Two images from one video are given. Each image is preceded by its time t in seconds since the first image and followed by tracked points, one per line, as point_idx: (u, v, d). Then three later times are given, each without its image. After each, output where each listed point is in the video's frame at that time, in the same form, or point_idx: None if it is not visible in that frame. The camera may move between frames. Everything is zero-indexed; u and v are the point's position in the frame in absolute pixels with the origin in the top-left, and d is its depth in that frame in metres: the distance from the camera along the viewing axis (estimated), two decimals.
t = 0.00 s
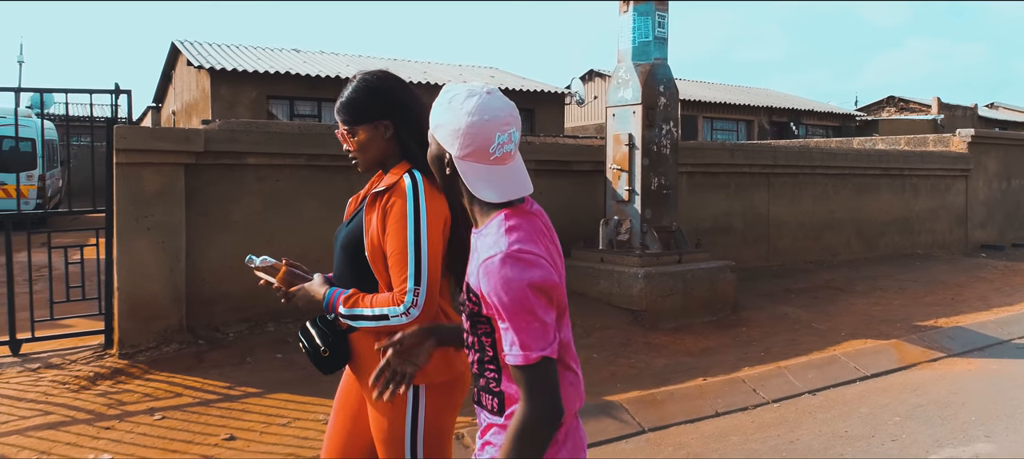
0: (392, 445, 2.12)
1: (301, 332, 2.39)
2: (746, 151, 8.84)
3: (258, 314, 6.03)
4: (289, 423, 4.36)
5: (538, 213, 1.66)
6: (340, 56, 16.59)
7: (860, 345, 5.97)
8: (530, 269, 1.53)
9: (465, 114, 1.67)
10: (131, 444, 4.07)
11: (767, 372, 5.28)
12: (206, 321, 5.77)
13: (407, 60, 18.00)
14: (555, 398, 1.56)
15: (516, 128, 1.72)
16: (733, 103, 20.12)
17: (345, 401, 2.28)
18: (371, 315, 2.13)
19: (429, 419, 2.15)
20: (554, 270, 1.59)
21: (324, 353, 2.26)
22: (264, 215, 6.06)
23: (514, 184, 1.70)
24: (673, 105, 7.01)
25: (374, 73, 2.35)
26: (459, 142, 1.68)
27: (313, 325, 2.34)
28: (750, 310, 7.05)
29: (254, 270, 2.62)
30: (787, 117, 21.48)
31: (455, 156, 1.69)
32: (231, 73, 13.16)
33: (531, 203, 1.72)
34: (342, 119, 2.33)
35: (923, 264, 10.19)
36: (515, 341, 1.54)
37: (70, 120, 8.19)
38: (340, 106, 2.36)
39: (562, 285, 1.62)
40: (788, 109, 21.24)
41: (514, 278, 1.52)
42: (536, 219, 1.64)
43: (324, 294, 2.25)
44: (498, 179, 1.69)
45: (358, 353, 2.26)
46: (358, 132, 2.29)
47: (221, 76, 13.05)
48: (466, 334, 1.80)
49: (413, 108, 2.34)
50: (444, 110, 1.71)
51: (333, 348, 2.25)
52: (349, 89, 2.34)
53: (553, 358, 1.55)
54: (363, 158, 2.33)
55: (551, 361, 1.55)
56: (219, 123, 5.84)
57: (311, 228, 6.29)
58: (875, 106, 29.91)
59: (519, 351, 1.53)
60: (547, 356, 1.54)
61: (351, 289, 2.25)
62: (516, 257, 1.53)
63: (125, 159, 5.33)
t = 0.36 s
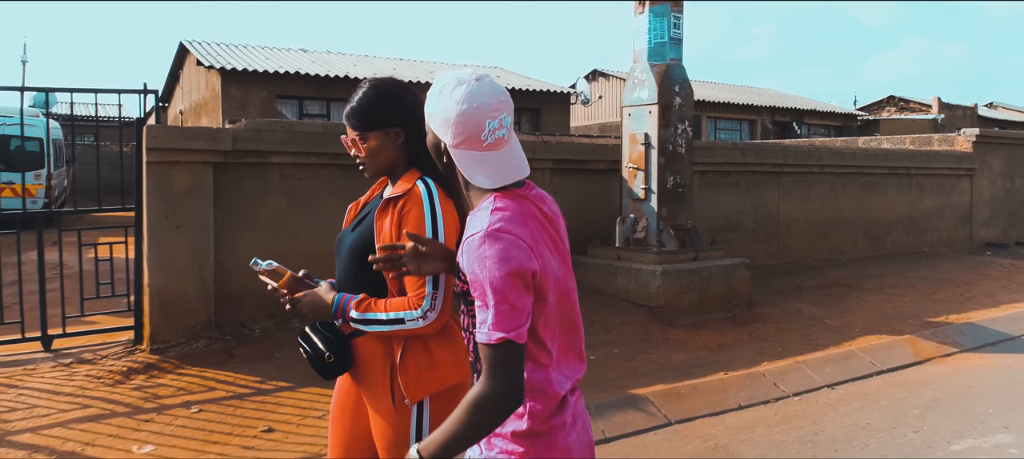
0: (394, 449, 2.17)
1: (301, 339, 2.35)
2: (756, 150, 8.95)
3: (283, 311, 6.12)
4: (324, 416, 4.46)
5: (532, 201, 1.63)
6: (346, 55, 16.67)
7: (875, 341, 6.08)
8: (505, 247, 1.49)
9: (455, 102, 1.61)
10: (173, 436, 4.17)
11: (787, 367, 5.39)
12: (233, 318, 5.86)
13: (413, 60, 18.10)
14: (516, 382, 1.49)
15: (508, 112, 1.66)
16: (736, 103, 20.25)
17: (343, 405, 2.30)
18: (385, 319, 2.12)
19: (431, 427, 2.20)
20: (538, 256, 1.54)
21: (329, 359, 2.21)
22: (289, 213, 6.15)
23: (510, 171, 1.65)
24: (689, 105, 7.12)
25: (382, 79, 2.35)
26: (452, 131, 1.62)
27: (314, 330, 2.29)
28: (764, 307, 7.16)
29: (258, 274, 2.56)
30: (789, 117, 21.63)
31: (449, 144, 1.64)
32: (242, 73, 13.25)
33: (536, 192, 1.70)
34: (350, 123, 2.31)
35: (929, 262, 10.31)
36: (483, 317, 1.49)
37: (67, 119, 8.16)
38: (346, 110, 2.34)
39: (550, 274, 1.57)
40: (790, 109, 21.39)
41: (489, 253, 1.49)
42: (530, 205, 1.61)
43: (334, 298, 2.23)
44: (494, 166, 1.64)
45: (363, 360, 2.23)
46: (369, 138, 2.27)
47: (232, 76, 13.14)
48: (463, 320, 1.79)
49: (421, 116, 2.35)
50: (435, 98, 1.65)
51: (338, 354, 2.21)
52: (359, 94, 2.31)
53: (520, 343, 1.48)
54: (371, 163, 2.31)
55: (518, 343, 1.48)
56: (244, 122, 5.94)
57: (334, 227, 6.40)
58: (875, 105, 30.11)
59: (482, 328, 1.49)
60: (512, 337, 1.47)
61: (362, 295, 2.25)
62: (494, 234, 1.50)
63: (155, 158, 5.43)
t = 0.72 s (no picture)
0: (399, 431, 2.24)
1: (313, 328, 2.37)
2: (769, 150, 9.05)
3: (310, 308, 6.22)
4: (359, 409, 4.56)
5: (533, 221, 1.71)
6: (356, 55, 16.76)
7: (892, 337, 6.18)
8: (508, 263, 1.58)
9: (446, 129, 1.70)
10: (215, 429, 4.28)
11: (808, 362, 5.49)
12: (262, 315, 5.96)
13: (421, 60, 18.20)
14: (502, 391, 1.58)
15: (497, 133, 1.74)
16: (743, 102, 20.35)
17: (354, 386, 2.42)
18: (404, 305, 2.19)
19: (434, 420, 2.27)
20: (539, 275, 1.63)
21: (348, 347, 2.27)
22: (315, 212, 6.24)
23: (505, 189, 1.74)
24: (707, 105, 7.20)
25: (390, 71, 2.43)
26: (445, 157, 1.71)
27: (328, 320, 2.32)
28: (781, 304, 7.27)
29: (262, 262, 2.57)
30: (795, 117, 21.75)
31: (444, 170, 1.73)
32: (256, 74, 13.35)
33: (537, 212, 1.79)
34: (360, 112, 2.38)
35: (940, 260, 10.41)
36: (477, 325, 1.58)
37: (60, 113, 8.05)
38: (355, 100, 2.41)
39: (548, 293, 1.67)
40: (796, 109, 21.52)
41: (491, 266, 1.58)
42: (533, 224, 1.70)
43: (349, 285, 2.28)
44: (488, 187, 1.73)
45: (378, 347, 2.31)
46: (379, 126, 2.34)
47: (246, 76, 13.24)
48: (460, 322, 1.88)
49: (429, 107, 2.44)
50: (428, 128, 1.75)
51: (355, 342, 2.27)
52: (368, 84, 2.38)
53: (512, 356, 1.58)
54: (381, 152, 2.38)
55: (509, 356, 1.57)
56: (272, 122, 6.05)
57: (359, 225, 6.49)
58: (878, 105, 30.24)
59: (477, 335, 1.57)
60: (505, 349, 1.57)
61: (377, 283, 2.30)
62: (500, 249, 1.59)
63: (188, 157, 5.53)
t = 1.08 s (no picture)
0: (410, 418, 2.12)
1: (343, 324, 2.38)
2: (787, 148, 9.12)
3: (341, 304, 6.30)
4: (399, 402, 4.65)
5: (557, 222, 1.77)
6: (369, 55, 16.85)
7: (916, 333, 6.26)
8: (526, 259, 1.65)
9: (481, 123, 1.78)
10: (261, 420, 4.38)
11: (836, 357, 5.58)
12: (295, 310, 6.05)
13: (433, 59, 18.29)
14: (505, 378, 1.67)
15: (529, 132, 1.82)
16: (753, 101, 20.40)
17: (388, 381, 2.34)
18: (435, 297, 2.10)
19: (449, 414, 2.14)
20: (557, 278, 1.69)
21: (375, 340, 2.24)
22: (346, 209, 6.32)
23: (531, 187, 1.82)
24: (728, 104, 7.28)
25: (409, 65, 2.43)
26: (478, 150, 1.79)
27: (356, 313, 2.32)
28: (803, 300, 7.35)
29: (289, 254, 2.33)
30: (804, 116, 21.81)
31: (475, 163, 1.80)
32: (272, 73, 13.45)
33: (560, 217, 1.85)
34: (381, 107, 2.38)
35: (955, 258, 10.49)
36: (488, 312, 1.67)
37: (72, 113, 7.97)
38: (376, 95, 2.41)
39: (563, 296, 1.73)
40: (805, 108, 21.58)
41: (510, 261, 1.65)
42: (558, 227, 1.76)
43: (378, 279, 2.21)
44: (516, 182, 1.80)
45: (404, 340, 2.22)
46: (402, 119, 2.34)
47: (263, 76, 13.35)
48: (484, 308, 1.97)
49: (450, 101, 2.44)
50: (460, 121, 1.82)
51: (382, 334, 2.23)
52: (388, 79, 2.39)
53: (517, 348, 1.65)
54: (404, 145, 2.38)
55: (513, 348, 1.65)
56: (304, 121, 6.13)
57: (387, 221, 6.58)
58: (886, 104, 30.32)
59: (489, 328, 1.65)
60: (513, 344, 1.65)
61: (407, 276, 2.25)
62: (522, 245, 1.66)
63: (225, 155, 5.62)
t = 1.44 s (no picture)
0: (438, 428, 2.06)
1: (361, 327, 2.28)
2: (808, 147, 9.17)
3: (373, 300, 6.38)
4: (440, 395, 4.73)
5: (587, 210, 1.67)
6: (385, 54, 16.96)
7: (942, 329, 6.32)
8: (526, 241, 1.61)
9: (505, 102, 1.76)
10: (307, 412, 4.47)
11: (865, 352, 5.64)
12: (329, 306, 6.13)
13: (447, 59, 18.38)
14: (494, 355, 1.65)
15: (554, 117, 1.74)
16: (765, 101, 20.46)
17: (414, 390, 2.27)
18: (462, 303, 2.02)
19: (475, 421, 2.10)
20: (567, 263, 1.63)
21: (393, 346, 2.15)
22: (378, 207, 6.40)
23: (546, 170, 1.75)
24: (753, 103, 7.34)
25: (440, 66, 2.34)
26: (499, 127, 1.77)
27: (376, 319, 2.23)
28: (827, 298, 7.41)
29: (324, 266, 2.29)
30: (815, 116, 21.86)
31: (497, 140, 1.79)
32: (291, 73, 13.57)
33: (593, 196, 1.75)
34: (411, 108, 2.28)
35: (973, 256, 10.54)
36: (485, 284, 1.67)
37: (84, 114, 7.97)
38: (404, 96, 2.32)
39: (582, 281, 1.66)
40: (817, 108, 21.64)
41: (512, 240, 1.63)
42: (579, 207, 1.67)
43: (408, 290, 2.09)
44: (528, 163, 1.75)
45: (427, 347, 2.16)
46: (434, 121, 2.24)
47: (281, 76, 13.46)
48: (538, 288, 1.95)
49: (482, 104, 2.35)
50: (495, 101, 1.82)
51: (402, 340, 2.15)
52: (418, 80, 2.29)
53: (504, 322, 1.64)
54: (434, 149, 2.28)
55: (500, 321, 1.64)
56: (338, 120, 6.20)
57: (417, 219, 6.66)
58: (895, 104, 30.36)
59: (481, 312, 1.66)
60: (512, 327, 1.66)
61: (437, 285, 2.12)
62: (529, 227, 1.62)
63: (263, 153, 5.72)
